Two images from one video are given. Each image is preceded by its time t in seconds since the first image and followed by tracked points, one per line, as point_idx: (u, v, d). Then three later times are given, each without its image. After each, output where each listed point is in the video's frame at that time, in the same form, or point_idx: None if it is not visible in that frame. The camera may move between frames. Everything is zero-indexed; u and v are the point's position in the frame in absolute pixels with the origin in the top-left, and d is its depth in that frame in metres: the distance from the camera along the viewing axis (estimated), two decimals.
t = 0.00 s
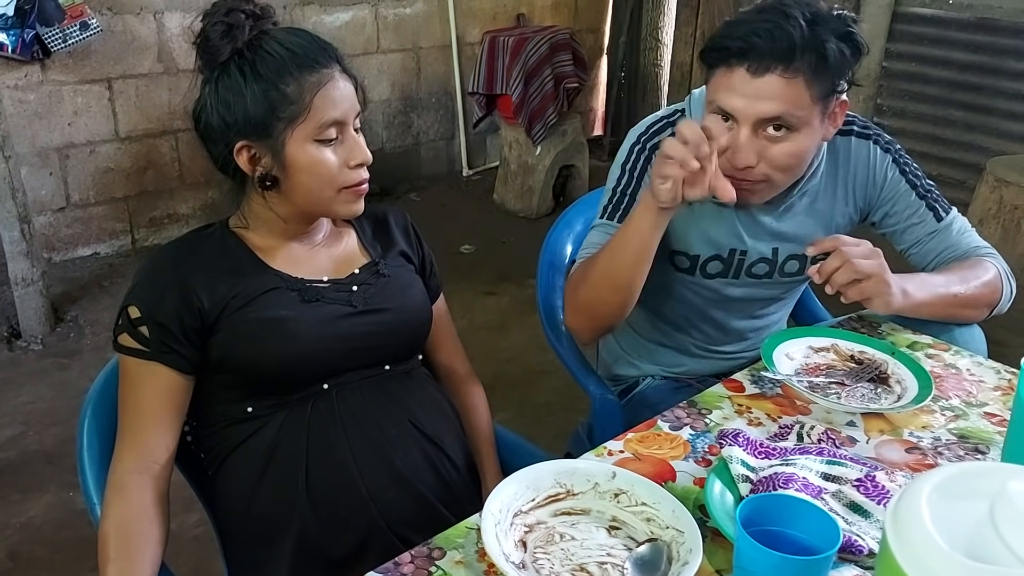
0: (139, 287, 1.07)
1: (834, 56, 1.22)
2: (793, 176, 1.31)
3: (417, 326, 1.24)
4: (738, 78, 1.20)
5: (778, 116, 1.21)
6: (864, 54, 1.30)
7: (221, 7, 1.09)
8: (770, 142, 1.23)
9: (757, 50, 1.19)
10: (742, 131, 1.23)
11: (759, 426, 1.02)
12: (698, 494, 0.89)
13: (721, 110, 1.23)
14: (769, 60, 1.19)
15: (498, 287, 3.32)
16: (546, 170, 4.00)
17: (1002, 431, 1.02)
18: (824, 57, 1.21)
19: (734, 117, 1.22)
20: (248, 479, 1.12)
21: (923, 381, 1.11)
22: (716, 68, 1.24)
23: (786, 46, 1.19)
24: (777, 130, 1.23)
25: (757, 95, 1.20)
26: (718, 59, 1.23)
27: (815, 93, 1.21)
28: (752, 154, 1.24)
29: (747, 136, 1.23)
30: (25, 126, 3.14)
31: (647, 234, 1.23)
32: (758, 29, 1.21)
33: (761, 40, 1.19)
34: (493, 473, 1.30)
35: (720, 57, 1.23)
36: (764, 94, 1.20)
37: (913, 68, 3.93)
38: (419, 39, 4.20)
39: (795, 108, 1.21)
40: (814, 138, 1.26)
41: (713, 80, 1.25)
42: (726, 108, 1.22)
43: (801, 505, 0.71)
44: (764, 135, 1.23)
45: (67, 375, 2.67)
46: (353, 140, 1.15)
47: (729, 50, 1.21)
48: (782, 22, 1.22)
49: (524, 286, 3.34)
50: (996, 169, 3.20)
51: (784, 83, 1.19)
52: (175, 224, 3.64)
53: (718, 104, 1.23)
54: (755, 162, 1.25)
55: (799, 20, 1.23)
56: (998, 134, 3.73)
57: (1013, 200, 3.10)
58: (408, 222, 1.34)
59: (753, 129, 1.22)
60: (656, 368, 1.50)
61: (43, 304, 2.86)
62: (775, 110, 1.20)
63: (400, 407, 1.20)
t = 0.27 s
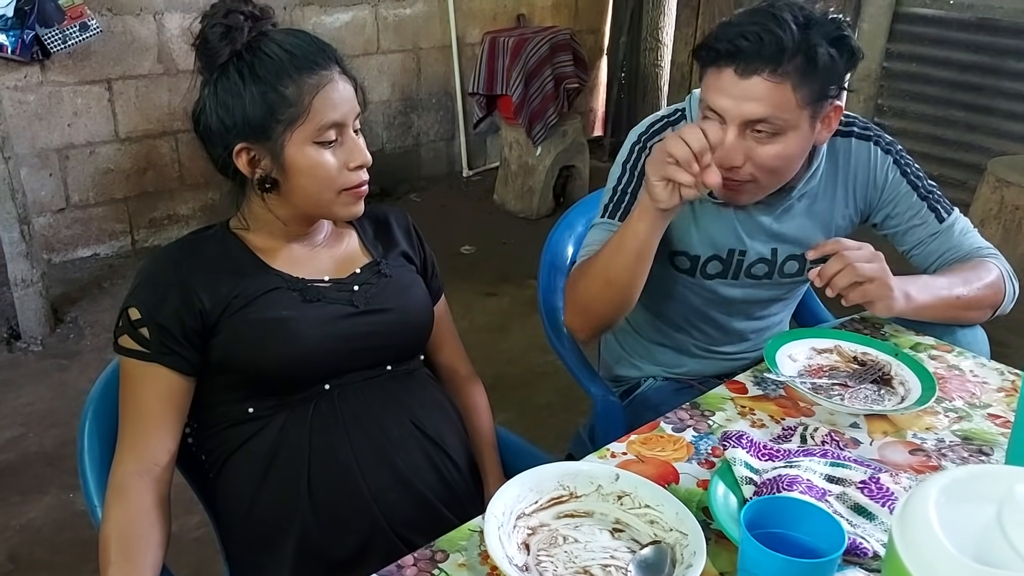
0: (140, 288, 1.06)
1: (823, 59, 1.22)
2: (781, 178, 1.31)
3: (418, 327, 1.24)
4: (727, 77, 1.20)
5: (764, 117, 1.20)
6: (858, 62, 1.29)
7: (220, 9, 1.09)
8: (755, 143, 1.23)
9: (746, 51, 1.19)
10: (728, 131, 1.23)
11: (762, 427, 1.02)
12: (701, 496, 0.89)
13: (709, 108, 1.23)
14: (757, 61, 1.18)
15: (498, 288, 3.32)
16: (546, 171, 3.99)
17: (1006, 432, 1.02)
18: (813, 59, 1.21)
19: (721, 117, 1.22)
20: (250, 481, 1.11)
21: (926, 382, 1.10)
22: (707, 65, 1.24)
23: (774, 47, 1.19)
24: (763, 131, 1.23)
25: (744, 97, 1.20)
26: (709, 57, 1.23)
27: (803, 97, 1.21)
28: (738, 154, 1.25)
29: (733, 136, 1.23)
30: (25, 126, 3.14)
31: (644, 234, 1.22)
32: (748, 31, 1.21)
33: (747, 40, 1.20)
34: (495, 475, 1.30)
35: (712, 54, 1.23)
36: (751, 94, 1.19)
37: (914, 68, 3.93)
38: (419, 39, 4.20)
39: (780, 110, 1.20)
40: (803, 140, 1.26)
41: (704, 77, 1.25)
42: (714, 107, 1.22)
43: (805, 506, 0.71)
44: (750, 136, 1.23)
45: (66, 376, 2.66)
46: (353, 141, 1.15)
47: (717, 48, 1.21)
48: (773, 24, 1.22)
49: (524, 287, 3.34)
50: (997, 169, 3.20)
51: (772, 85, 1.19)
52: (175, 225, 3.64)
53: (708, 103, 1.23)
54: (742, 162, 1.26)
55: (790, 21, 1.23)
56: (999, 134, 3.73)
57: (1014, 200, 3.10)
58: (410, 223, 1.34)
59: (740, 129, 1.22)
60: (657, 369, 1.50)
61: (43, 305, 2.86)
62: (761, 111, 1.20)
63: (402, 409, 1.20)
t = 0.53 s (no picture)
0: (140, 288, 1.06)
1: (815, 62, 1.22)
2: (768, 175, 1.29)
3: (420, 326, 1.23)
4: (720, 67, 1.20)
5: (752, 110, 1.20)
6: (857, 69, 1.29)
7: (219, 8, 1.09)
8: (742, 136, 1.22)
9: (737, 44, 1.20)
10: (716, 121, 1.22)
11: (765, 428, 1.01)
12: (704, 497, 0.88)
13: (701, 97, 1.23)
14: (748, 56, 1.18)
15: (499, 288, 3.32)
16: (547, 170, 3.99)
17: (1009, 433, 1.01)
18: (805, 61, 1.21)
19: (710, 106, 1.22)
20: (251, 481, 1.11)
21: (929, 382, 1.10)
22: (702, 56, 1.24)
23: (765, 43, 1.19)
24: (750, 125, 1.22)
25: (732, 88, 1.19)
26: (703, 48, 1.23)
27: (791, 94, 1.20)
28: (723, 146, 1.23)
29: (720, 127, 1.22)
30: (25, 126, 3.14)
31: (650, 235, 1.22)
32: (743, 24, 1.21)
33: (738, 33, 1.20)
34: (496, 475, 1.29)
35: (707, 45, 1.23)
36: (740, 85, 1.19)
37: (915, 68, 3.93)
38: (419, 39, 4.19)
39: (767, 105, 1.20)
40: (791, 140, 1.24)
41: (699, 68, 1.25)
42: (705, 96, 1.22)
43: (809, 508, 0.71)
44: (738, 128, 1.22)
45: (66, 376, 2.66)
46: (353, 141, 1.14)
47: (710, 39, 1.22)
48: (770, 19, 1.22)
49: (525, 286, 3.34)
50: (997, 169, 3.19)
51: (761, 79, 1.18)
52: (175, 225, 3.64)
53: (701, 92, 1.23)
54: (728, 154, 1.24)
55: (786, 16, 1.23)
56: (1000, 134, 3.72)
57: (1015, 200, 3.10)
58: (411, 222, 1.33)
59: (727, 121, 1.22)
60: (659, 369, 1.49)
61: (42, 305, 2.85)
62: (749, 105, 1.19)
63: (403, 409, 1.19)
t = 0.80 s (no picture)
0: (146, 289, 1.06)
1: (821, 63, 1.23)
2: (765, 174, 1.31)
3: (424, 327, 1.24)
4: (727, 66, 1.22)
5: (756, 109, 1.21)
6: (863, 72, 1.29)
7: (225, 10, 1.10)
8: (744, 134, 1.24)
9: (744, 42, 1.21)
10: (721, 119, 1.24)
11: (768, 428, 1.02)
12: (708, 496, 0.89)
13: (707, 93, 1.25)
14: (754, 54, 1.20)
15: (500, 289, 3.32)
16: (548, 171, 4.00)
17: (1011, 433, 1.02)
18: (810, 62, 1.22)
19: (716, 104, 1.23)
20: (256, 481, 1.11)
21: (930, 382, 1.11)
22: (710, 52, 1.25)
23: (770, 42, 1.20)
24: (753, 124, 1.23)
25: (737, 87, 1.21)
26: (712, 45, 1.25)
27: (795, 95, 1.21)
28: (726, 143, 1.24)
29: (724, 125, 1.24)
30: (27, 127, 3.14)
31: (654, 234, 1.22)
32: (753, 21, 1.22)
33: (745, 32, 1.21)
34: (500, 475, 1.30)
35: (715, 43, 1.24)
36: (745, 84, 1.20)
37: (914, 69, 3.94)
38: (420, 40, 4.20)
39: (770, 105, 1.21)
40: (794, 140, 1.25)
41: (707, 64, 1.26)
42: (710, 92, 1.24)
43: (812, 507, 0.71)
44: (741, 127, 1.23)
45: (69, 377, 2.66)
46: (357, 143, 1.15)
47: (718, 36, 1.23)
48: (779, 18, 1.23)
49: (526, 287, 3.35)
50: (997, 170, 3.20)
51: (766, 80, 1.20)
52: (177, 226, 3.64)
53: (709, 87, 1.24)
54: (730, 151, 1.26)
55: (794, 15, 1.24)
56: (999, 135, 3.73)
57: (1015, 201, 3.10)
58: (415, 223, 1.34)
59: (731, 119, 1.23)
60: (662, 369, 1.50)
61: (45, 306, 2.86)
62: (752, 104, 1.21)
63: (408, 409, 1.20)
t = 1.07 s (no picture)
0: (147, 290, 1.06)
1: (832, 57, 1.23)
2: (774, 167, 1.30)
3: (426, 328, 1.24)
4: (740, 56, 1.22)
5: (767, 100, 1.21)
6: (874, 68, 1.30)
7: (228, 10, 1.09)
8: (755, 125, 1.23)
9: (758, 33, 1.21)
10: (732, 109, 1.24)
11: (771, 429, 1.02)
12: (712, 497, 0.89)
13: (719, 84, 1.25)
14: (767, 45, 1.20)
15: (499, 290, 3.32)
16: (547, 172, 4.00)
17: (1014, 433, 1.02)
18: (822, 55, 1.22)
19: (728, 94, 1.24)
20: (258, 482, 1.11)
21: (933, 383, 1.10)
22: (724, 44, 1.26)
23: (785, 33, 1.21)
24: (764, 115, 1.23)
25: (749, 77, 1.21)
26: (726, 36, 1.25)
27: (807, 88, 1.21)
28: (736, 133, 1.24)
29: (735, 115, 1.23)
30: (26, 128, 3.14)
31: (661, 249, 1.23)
32: (767, 14, 1.23)
33: (759, 23, 1.21)
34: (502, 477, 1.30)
35: (729, 35, 1.25)
36: (757, 75, 1.21)
37: (913, 70, 3.94)
38: (419, 41, 4.20)
39: (781, 97, 1.21)
40: (803, 133, 1.25)
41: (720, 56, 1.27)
42: (723, 83, 1.24)
43: (817, 507, 0.71)
44: (752, 118, 1.23)
45: (68, 378, 2.66)
46: (360, 143, 1.14)
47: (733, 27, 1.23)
48: (793, 11, 1.23)
49: (526, 288, 3.35)
50: (997, 170, 3.20)
51: (779, 71, 1.20)
52: (176, 227, 3.64)
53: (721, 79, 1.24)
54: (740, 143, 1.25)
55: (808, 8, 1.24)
56: (998, 136, 3.74)
57: (1014, 202, 3.11)
58: (417, 225, 1.34)
59: (742, 109, 1.23)
60: (663, 369, 1.50)
61: (43, 307, 2.86)
62: (764, 94, 1.21)
63: (410, 410, 1.20)
